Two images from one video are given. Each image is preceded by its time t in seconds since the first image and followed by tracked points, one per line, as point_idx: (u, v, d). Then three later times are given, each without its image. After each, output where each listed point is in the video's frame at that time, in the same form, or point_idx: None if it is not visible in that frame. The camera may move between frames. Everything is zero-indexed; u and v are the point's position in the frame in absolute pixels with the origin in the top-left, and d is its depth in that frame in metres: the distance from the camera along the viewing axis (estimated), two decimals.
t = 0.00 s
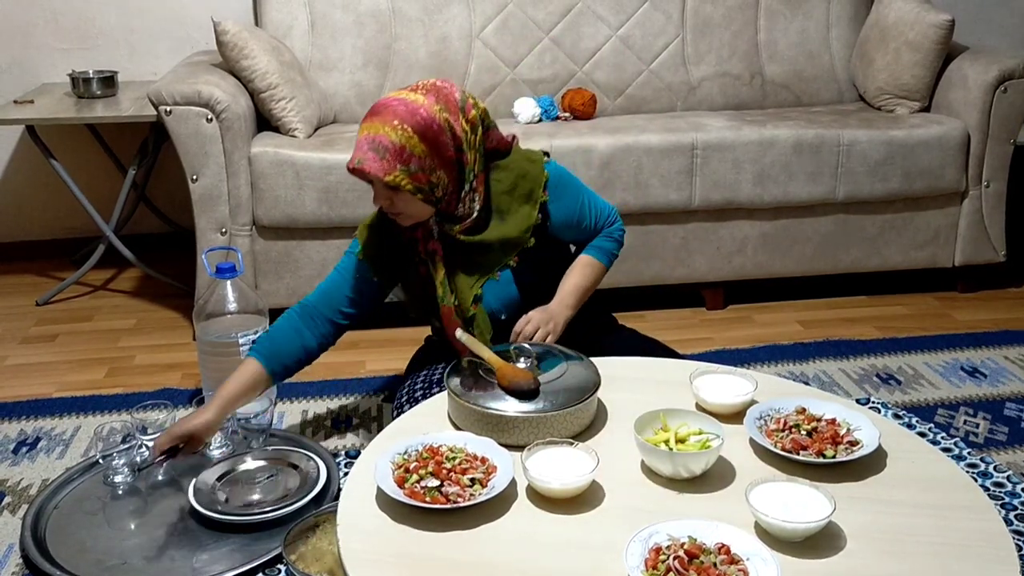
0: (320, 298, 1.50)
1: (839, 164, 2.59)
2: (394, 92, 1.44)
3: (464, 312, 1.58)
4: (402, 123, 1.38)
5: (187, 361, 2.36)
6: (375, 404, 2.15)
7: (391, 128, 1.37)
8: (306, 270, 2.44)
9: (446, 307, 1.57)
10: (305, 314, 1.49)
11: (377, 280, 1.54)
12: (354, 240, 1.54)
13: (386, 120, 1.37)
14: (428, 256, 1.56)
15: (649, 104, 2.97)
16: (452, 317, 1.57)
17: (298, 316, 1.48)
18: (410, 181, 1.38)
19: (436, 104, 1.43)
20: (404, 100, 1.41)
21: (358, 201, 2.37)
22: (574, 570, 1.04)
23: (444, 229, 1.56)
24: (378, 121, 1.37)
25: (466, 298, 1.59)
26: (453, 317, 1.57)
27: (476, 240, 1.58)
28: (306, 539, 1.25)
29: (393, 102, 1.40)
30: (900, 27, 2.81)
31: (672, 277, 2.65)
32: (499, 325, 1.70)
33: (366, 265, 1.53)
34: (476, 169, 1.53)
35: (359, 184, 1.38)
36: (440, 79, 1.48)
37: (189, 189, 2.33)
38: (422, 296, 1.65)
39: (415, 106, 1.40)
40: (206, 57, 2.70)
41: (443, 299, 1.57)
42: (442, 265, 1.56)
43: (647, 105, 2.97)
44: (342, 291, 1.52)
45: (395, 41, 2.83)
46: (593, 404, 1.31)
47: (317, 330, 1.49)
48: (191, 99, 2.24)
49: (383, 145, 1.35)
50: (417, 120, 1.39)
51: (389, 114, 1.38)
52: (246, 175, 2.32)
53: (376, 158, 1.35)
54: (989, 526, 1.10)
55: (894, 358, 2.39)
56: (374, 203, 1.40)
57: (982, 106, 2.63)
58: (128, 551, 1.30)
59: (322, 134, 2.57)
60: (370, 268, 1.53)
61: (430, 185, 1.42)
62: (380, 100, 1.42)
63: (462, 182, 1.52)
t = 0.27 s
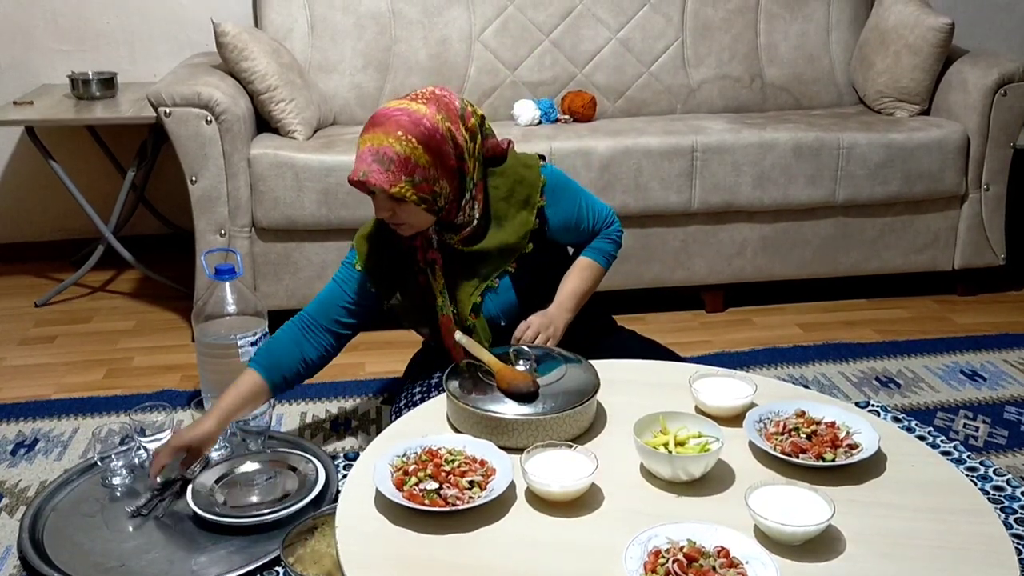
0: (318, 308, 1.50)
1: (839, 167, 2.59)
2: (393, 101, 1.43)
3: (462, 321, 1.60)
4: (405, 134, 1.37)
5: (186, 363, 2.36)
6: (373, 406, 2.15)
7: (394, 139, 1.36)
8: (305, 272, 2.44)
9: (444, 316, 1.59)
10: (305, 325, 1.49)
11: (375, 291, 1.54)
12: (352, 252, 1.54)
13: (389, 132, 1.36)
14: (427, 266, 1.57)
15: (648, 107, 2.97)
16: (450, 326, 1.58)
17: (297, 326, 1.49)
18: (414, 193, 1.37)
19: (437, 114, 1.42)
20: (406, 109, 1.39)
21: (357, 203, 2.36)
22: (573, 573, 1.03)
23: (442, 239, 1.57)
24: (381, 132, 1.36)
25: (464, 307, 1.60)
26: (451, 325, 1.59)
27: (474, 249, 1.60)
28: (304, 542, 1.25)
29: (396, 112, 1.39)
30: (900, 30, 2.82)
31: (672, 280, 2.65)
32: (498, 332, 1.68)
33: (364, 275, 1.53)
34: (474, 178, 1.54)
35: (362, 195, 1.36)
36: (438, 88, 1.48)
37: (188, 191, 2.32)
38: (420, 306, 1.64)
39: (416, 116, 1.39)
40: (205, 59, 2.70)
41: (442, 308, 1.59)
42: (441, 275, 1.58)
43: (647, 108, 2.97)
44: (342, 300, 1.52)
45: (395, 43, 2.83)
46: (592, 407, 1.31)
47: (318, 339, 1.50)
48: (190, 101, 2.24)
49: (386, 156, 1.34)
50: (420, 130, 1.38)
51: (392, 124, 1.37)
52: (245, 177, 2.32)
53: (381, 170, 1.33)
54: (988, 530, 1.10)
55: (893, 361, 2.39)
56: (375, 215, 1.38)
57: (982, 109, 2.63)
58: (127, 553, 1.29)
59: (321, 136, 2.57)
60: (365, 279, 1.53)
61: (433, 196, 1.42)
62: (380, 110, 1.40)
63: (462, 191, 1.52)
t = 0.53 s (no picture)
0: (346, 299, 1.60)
1: (832, 181, 2.61)
2: (409, 102, 1.43)
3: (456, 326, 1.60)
4: (421, 138, 1.37)
5: (177, 364, 2.35)
6: (364, 411, 2.14)
7: (409, 143, 1.36)
8: (298, 275, 2.43)
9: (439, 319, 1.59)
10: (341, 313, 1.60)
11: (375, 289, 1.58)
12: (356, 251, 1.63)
13: (405, 135, 1.36)
14: (427, 268, 1.57)
15: (644, 117, 2.99)
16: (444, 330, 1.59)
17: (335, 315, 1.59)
18: (426, 197, 1.38)
19: (451, 118, 1.43)
20: (423, 113, 1.39)
21: (351, 207, 2.36)
22: None
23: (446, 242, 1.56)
24: (396, 135, 1.36)
25: (458, 313, 1.61)
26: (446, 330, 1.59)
27: (476, 255, 1.59)
28: (293, 546, 1.25)
29: (412, 115, 1.39)
30: (894, 46, 2.84)
31: (664, 290, 2.65)
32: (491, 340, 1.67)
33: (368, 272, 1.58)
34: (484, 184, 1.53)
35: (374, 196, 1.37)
36: (451, 91, 1.48)
37: (183, 192, 2.32)
38: (414, 308, 1.62)
39: (433, 121, 1.39)
40: (202, 60, 2.70)
41: (439, 311, 1.59)
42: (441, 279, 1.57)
43: (642, 118, 2.99)
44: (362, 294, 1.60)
45: (393, 48, 2.83)
46: (584, 416, 1.31)
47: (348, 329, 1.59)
48: (187, 102, 2.24)
49: (401, 160, 1.34)
50: (435, 135, 1.39)
51: (407, 128, 1.37)
52: (240, 179, 2.32)
53: (395, 174, 1.34)
54: (976, 546, 1.11)
55: (883, 375, 2.40)
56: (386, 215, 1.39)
57: (974, 126, 2.65)
58: (114, 554, 1.29)
59: (317, 139, 2.57)
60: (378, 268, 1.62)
61: (444, 200, 1.42)
62: (397, 111, 1.40)
63: (470, 196, 1.51)
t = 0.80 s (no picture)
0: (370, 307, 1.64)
1: (828, 207, 2.62)
2: (441, 107, 1.46)
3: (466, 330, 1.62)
4: (453, 140, 1.39)
5: (172, 376, 2.34)
6: (359, 426, 2.14)
7: (442, 144, 1.38)
8: (295, 289, 2.44)
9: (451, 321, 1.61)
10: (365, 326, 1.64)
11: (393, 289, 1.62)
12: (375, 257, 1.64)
13: (436, 137, 1.39)
14: (445, 271, 1.58)
15: (643, 139, 3.01)
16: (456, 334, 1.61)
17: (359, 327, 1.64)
18: (454, 198, 1.40)
19: (483, 124, 1.45)
20: (454, 117, 1.42)
21: (350, 222, 2.37)
22: None
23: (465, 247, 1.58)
24: (428, 137, 1.39)
25: (469, 319, 1.62)
26: (457, 334, 1.61)
27: (493, 264, 1.60)
28: (284, 561, 1.25)
29: (444, 119, 1.41)
30: (892, 75, 2.87)
31: (660, 311, 2.66)
32: (496, 352, 1.69)
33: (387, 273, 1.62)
34: (508, 193, 1.55)
35: (401, 195, 1.38)
36: (481, 99, 1.51)
37: (183, 204, 2.33)
38: (427, 311, 1.63)
39: (464, 125, 1.42)
40: (205, 73, 2.71)
41: (452, 314, 1.60)
42: (456, 282, 1.58)
43: (641, 140, 3.01)
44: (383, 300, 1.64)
45: (395, 66, 2.85)
46: (579, 436, 1.32)
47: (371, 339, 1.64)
48: (189, 115, 2.25)
49: (433, 160, 1.37)
50: (466, 139, 1.41)
51: (439, 130, 1.39)
52: (240, 192, 2.33)
53: (425, 173, 1.36)
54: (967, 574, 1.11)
55: (876, 401, 2.40)
56: (412, 215, 1.41)
57: (970, 156, 2.68)
58: (106, 565, 1.28)
59: (317, 154, 2.58)
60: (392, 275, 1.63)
61: (471, 204, 1.44)
62: (429, 114, 1.43)
63: (492, 203, 1.53)
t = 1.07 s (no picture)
0: (371, 306, 1.55)
1: (824, 204, 2.62)
2: (464, 92, 1.47)
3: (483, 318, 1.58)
4: (481, 122, 1.40)
5: (168, 382, 2.34)
6: (355, 430, 2.14)
7: (471, 125, 1.39)
8: (291, 294, 2.43)
9: (470, 308, 1.55)
10: (359, 333, 1.54)
11: (404, 282, 1.56)
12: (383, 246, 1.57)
13: (465, 117, 1.39)
14: (463, 258, 1.54)
15: (638, 139, 3.01)
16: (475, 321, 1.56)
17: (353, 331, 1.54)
18: (480, 180, 1.39)
19: (507, 110, 1.47)
20: (481, 100, 1.43)
21: (345, 226, 2.37)
22: None
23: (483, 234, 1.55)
24: (457, 117, 1.39)
25: (486, 307, 1.60)
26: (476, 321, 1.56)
27: (509, 253, 1.59)
28: (281, 565, 1.24)
29: (472, 101, 1.42)
30: (886, 72, 2.87)
31: (657, 311, 2.66)
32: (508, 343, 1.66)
33: (396, 267, 1.56)
34: (525, 180, 1.55)
35: (427, 175, 1.37)
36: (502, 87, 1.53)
37: (177, 209, 2.33)
38: (440, 300, 1.59)
39: (489, 108, 1.43)
40: (199, 78, 2.71)
41: (470, 301, 1.55)
42: (475, 268, 1.54)
43: (636, 140, 3.01)
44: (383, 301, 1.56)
45: (389, 69, 2.85)
46: (575, 436, 1.31)
47: (367, 343, 1.54)
48: (182, 120, 2.25)
49: (462, 140, 1.37)
50: (493, 121, 1.42)
51: (467, 111, 1.40)
52: (234, 197, 2.33)
53: (455, 151, 1.36)
54: (965, 570, 1.10)
55: (874, 398, 2.40)
56: (436, 198, 1.39)
57: (965, 151, 2.68)
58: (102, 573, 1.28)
59: (312, 158, 2.58)
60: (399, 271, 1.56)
61: (493, 189, 1.44)
62: (455, 98, 1.44)
63: (511, 187, 1.52)
